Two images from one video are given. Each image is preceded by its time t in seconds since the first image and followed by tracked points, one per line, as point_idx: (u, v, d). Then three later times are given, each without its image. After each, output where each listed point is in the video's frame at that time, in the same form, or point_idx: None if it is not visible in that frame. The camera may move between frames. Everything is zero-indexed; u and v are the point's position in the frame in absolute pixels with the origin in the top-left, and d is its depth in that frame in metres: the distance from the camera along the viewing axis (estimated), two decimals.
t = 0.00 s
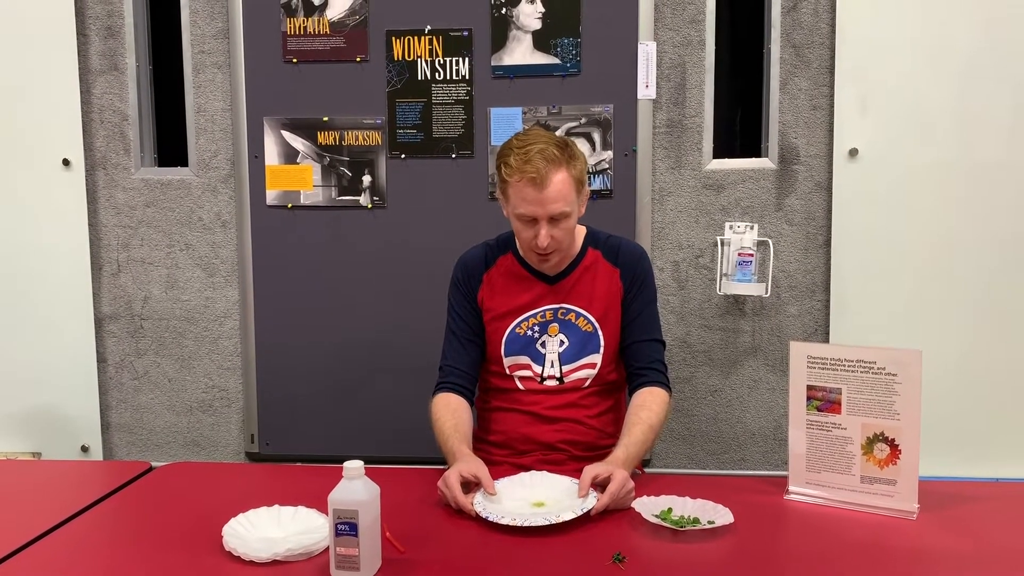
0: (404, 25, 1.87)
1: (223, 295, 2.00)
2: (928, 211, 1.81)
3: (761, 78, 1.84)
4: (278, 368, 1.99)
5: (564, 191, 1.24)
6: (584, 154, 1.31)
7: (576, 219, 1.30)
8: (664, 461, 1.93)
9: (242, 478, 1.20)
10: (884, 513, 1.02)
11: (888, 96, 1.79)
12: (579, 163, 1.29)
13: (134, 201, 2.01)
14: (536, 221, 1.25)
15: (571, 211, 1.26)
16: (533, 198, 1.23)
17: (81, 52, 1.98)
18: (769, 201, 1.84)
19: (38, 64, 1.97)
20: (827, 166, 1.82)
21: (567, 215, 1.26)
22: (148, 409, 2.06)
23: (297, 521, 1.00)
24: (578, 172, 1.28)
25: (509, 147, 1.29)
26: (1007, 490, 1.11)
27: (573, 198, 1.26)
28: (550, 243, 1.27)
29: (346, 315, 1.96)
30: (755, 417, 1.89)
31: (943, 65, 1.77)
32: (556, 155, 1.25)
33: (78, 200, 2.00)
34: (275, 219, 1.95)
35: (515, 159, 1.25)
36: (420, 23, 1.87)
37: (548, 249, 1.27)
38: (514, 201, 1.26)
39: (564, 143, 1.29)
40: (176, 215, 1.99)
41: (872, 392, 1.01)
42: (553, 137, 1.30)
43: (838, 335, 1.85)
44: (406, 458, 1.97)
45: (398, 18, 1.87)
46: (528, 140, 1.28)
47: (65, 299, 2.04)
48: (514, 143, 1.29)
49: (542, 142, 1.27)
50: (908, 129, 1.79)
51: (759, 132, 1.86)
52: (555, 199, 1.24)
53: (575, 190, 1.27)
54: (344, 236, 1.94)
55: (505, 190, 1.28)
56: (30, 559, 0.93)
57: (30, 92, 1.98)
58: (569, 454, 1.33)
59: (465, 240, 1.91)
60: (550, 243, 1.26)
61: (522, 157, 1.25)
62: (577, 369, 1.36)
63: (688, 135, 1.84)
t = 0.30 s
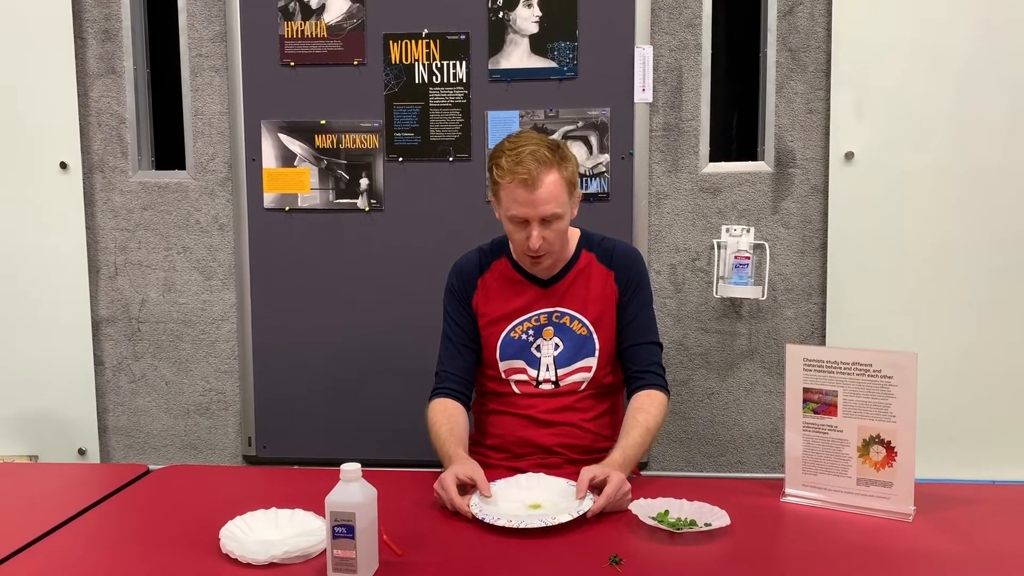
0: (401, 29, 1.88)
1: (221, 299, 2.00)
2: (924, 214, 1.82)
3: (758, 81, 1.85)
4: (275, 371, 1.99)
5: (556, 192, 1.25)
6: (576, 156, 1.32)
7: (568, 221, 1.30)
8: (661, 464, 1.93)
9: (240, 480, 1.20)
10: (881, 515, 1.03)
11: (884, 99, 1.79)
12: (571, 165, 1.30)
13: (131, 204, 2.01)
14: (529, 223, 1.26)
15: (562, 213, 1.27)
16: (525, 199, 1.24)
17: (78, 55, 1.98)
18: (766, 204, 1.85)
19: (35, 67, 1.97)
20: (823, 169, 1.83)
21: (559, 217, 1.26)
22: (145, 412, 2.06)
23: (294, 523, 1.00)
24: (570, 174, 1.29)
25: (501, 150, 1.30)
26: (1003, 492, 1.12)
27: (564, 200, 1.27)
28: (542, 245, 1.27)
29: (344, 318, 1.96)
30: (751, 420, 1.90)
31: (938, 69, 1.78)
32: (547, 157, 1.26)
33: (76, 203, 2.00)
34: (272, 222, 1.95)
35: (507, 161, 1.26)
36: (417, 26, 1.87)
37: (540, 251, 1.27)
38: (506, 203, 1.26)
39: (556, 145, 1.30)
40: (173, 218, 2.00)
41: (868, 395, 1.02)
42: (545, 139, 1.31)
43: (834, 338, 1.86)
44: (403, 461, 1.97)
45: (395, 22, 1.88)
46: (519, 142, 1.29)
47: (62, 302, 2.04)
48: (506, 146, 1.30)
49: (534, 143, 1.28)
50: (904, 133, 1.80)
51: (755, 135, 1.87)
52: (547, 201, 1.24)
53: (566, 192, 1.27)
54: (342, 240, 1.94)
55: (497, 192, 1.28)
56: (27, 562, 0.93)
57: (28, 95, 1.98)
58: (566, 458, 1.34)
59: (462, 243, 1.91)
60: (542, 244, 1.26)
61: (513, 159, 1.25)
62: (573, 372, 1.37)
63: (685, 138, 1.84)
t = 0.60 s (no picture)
0: (399, 31, 1.88)
1: (218, 300, 2.00)
2: (921, 216, 1.82)
3: (755, 84, 1.86)
4: (273, 373, 1.99)
5: (540, 191, 1.24)
6: (566, 158, 1.32)
7: (555, 221, 1.29)
8: (658, 466, 1.93)
9: (237, 482, 1.20)
10: (876, 517, 1.03)
11: (881, 102, 1.80)
12: (559, 166, 1.30)
13: (128, 205, 2.01)
14: (513, 221, 1.26)
15: (547, 212, 1.26)
16: (509, 196, 1.24)
17: (76, 57, 1.97)
18: (763, 206, 1.85)
19: (33, 69, 1.97)
20: (820, 171, 1.84)
21: (544, 216, 1.26)
22: (142, 414, 2.05)
23: (291, 525, 1.00)
24: (557, 174, 1.29)
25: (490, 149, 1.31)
26: (999, 495, 1.12)
27: (550, 199, 1.26)
28: (526, 244, 1.26)
29: (342, 320, 1.96)
30: (748, 421, 1.90)
31: (936, 71, 1.79)
32: (534, 156, 1.26)
33: (73, 205, 2.00)
34: (270, 223, 1.95)
35: (494, 159, 1.27)
36: (415, 29, 1.87)
37: (524, 250, 1.27)
38: (491, 200, 1.27)
39: (545, 146, 1.30)
40: (171, 220, 1.99)
41: (864, 396, 1.02)
42: (535, 140, 1.31)
43: (832, 340, 1.86)
44: (401, 463, 1.97)
45: (393, 24, 1.88)
46: (508, 142, 1.30)
47: (59, 303, 2.04)
48: (496, 145, 1.31)
49: (522, 143, 1.28)
50: (901, 135, 1.81)
51: (753, 138, 1.87)
52: (530, 199, 1.24)
53: (552, 192, 1.27)
54: (340, 242, 1.94)
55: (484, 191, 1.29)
56: (25, 563, 0.93)
57: (26, 97, 1.98)
58: (562, 460, 1.34)
59: (460, 245, 1.92)
60: (525, 243, 1.26)
61: (499, 156, 1.26)
62: (569, 376, 1.37)
63: (682, 140, 1.85)
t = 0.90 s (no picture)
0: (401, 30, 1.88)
1: (220, 299, 2.00)
2: (922, 215, 1.82)
3: (756, 82, 1.86)
4: (275, 371, 1.99)
5: (539, 178, 1.25)
6: (563, 150, 1.33)
7: (554, 211, 1.29)
8: (660, 464, 1.93)
9: (240, 481, 1.20)
10: (879, 514, 1.03)
11: (882, 100, 1.80)
12: (556, 157, 1.31)
13: (131, 204, 2.01)
14: (513, 211, 1.26)
15: (546, 199, 1.26)
16: (508, 185, 1.24)
17: (78, 56, 1.98)
18: (764, 205, 1.85)
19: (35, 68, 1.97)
20: (821, 170, 1.84)
21: (543, 204, 1.26)
22: (145, 412, 2.06)
23: (294, 523, 1.00)
24: (555, 164, 1.29)
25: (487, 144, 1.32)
26: (1001, 492, 1.12)
27: (548, 187, 1.26)
28: (527, 232, 1.25)
29: (344, 319, 1.97)
30: (750, 419, 1.90)
31: (938, 69, 1.78)
32: (530, 146, 1.27)
33: (75, 204, 2.00)
34: (272, 222, 1.95)
35: (491, 151, 1.28)
36: (416, 27, 1.88)
37: (525, 239, 1.26)
38: (490, 192, 1.27)
39: (541, 138, 1.31)
40: (173, 219, 2.00)
41: (866, 394, 1.02)
42: (531, 134, 1.32)
43: (833, 338, 1.86)
44: (403, 461, 1.97)
45: (394, 23, 1.88)
46: (505, 136, 1.31)
47: (61, 302, 2.04)
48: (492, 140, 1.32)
49: (518, 136, 1.30)
50: (903, 133, 1.81)
51: (754, 136, 1.87)
52: (529, 186, 1.24)
53: (551, 180, 1.28)
54: (343, 240, 1.94)
55: (483, 184, 1.29)
56: (29, 561, 0.93)
57: (28, 96, 1.99)
58: (565, 458, 1.34)
59: (462, 243, 1.92)
60: (526, 231, 1.25)
61: (497, 148, 1.27)
62: (571, 373, 1.37)
63: (683, 139, 1.85)
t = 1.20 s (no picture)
0: (405, 27, 1.88)
1: (225, 296, 2.01)
2: (926, 211, 1.82)
3: (760, 78, 1.85)
4: (279, 368, 2.00)
5: (547, 165, 1.25)
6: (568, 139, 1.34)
7: (561, 198, 1.30)
8: (664, 460, 1.93)
9: (245, 476, 1.21)
10: (883, 509, 1.03)
11: (886, 96, 1.80)
12: (563, 146, 1.31)
13: (136, 201, 2.02)
14: (521, 197, 1.26)
15: (554, 186, 1.27)
16: (516, 172, 1.25)
17: (83, 53, 1.98)
18: (768, 200, 1.85)
19: (41, 66, 1.98)
20: (825, 165, 1.83)
21: (551, 190, 1.27)
22: (150, 409, 2.07)
23: (299, 518, 1.00)
24: (562, 152, 1.30)
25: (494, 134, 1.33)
26: (1006, 487, 1.12)
27: (556, 174, 1.27)
28: (535, 219, 1.26)
29: (349, 316, 1.97)
30: (754, 415, 1.90)
31: (942, 65, 1.78)
32: (538, 134, 1.28)
33: (80, 202, 2.01)
34: (277, 219, 1.96)
35: (498, 140, 1.28)
36: (420, 24, 1.88)
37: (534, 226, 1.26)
38: (498, 179, 1.27)
39: (547, 127, 1.32)
40: (178, 216, 2.00)
41: (871, 389, 1.02)
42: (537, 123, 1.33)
43: (837, 335, 1.86)
44: (407, 457, 1.98)
45: (399, 19, 1.88)
46: (511, 125, 1.32)
47: (66, 298, 2.05)
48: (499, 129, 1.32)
49: (525, 124, 1.30)
50: (907, 129, 1.80)
51: (758, 132, 1.87)
52: (538, 172, 1.25)
53: (558, 167, 1.28)
54: (347, 237, 1.95)
55: (490, 173, 1.30)
56: (37, 556, 0.94)
57: (33, 93, 1.99)
58: (568, 452, 1.34)
59: (466, 240, 1.92)
60: (535, 218, 1.26)
61: (504, 137, 1.28)
62: (573, 364, 1.37)
63: (687, 135, 1.85)
